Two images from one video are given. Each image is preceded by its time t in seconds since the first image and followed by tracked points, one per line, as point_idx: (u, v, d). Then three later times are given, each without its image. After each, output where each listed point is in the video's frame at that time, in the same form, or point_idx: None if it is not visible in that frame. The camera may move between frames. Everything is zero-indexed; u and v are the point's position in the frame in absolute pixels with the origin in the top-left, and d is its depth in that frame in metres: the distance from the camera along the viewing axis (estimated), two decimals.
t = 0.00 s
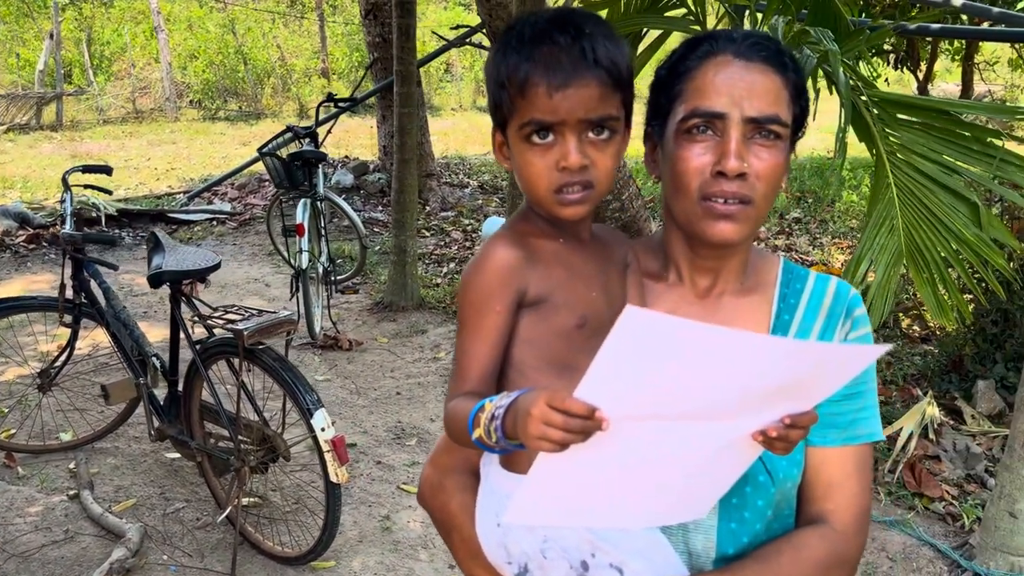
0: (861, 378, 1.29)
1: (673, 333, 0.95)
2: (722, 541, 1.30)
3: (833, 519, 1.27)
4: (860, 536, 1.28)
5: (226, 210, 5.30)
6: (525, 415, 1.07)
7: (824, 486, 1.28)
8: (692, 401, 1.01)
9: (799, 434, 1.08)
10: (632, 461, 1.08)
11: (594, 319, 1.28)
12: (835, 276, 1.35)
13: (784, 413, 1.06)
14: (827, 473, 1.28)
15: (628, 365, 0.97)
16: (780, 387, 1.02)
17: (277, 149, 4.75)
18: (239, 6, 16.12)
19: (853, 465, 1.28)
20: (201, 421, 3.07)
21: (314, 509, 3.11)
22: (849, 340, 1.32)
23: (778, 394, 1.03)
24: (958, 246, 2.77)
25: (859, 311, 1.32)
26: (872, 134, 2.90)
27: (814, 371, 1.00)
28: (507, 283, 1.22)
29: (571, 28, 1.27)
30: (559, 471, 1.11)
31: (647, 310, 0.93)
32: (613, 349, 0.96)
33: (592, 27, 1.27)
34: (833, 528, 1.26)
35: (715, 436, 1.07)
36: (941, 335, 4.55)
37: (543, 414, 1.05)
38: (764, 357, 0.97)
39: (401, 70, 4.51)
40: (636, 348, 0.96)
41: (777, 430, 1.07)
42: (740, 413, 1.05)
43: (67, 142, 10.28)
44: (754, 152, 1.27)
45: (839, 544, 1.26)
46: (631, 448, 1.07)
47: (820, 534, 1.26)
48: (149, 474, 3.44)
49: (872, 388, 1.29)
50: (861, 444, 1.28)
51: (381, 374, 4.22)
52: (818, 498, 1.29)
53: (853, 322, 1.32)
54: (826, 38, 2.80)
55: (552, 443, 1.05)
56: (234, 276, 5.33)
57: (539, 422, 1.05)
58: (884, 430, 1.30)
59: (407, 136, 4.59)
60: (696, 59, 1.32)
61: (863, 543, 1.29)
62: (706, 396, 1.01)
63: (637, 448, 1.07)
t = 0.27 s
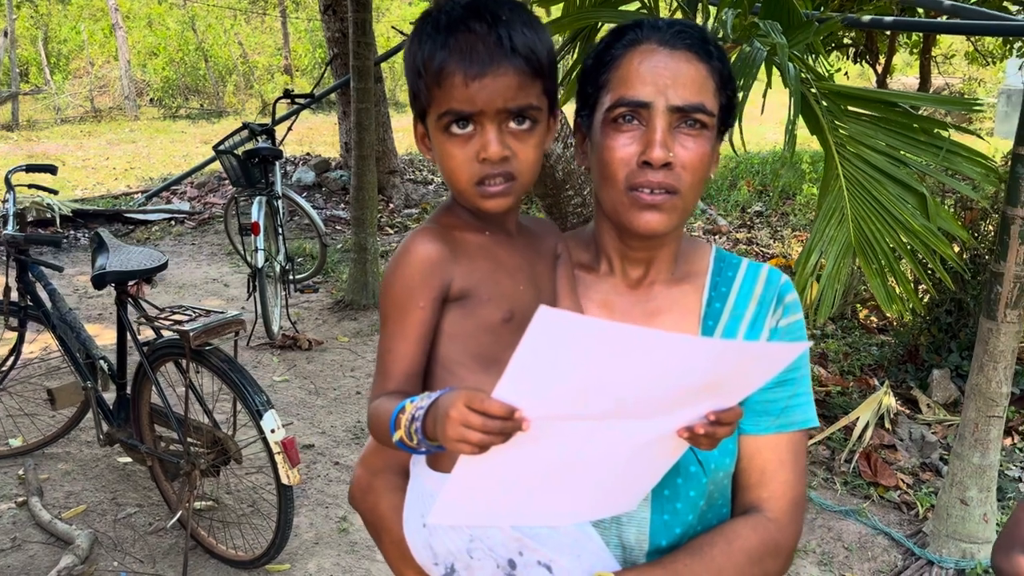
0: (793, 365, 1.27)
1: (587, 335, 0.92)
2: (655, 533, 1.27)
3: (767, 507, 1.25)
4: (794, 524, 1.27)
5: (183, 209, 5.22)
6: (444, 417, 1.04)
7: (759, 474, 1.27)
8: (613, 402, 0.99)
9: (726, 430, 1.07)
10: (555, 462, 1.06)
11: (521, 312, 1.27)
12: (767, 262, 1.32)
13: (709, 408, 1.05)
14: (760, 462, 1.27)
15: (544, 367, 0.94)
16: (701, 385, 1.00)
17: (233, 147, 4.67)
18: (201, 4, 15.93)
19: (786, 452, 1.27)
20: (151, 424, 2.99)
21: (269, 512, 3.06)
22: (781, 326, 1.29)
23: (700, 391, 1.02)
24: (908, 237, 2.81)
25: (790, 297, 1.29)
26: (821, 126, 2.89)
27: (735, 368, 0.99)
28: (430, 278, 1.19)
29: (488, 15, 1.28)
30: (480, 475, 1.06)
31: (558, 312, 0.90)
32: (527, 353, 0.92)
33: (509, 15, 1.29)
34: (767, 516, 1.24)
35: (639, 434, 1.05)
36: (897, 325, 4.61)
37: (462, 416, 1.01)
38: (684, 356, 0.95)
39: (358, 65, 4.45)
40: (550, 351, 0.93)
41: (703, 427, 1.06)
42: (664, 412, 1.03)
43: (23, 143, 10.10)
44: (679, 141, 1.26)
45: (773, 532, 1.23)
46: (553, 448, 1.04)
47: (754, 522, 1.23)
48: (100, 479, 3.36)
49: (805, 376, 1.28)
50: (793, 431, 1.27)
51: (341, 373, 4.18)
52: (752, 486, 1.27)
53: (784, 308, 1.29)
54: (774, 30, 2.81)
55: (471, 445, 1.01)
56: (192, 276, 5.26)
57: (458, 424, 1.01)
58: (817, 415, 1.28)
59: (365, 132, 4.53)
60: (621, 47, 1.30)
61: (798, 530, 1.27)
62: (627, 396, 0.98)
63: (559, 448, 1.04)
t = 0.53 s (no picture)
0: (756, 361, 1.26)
1: (541, 336, 0.89)
2: (619, 533, 1.26)
3: (732, 504, 1.23)
4: (761, 521, 1.24)
5: (161, 209, 5.19)
6: (397, 421, 1.02)
7: (723, 471, 1.25)
8: (569, 403, 0.97)
9: (684, 432, 1.06)
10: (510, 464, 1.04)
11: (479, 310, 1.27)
12: (729, 258, 1.31)
13: (667, 408, 1.04)
14: (723, 459, 1.25)
15: (497, 370, 0.91)
16: (658, 386, 0.99)
17: (210, 145, 4.62)
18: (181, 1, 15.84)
19: (750, 449, 1.25)
20: (125, 427, 2.96)
21: (245, 514, 3.04)
22: (743, 322, 1.27)
23: (658, 392, 1.01)
24: (884, 231, 2.81)
25: (752, 292, 1.28)
26: (795, 119, 2.89)
27: (691, 369, 0.98)
28: (385, 279, 1.18)
29: (442, 14, 1.27)
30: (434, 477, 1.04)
31: (511, 313, 0.87)
32: (478, 356, 0.90)
33: (464, 14, 1.28)
34: (733, 513, 1.21)
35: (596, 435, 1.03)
36: (876, 318, 4.64)
37: (415, 419, 0.99)
38: (640, 357, 0.94)
39: (335, 62, 4.40)
40: (503, 354, 0.90)
41: (661, 428, 1.04)
42: (621, 413, 1.02)
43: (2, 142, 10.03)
44: (637, 147, 1.24)
45: (739, 530, 1.20)
46: (509, 451, 1.02)
47: (720, 520, 1.21)
48: (77, 483, 3.33)
49: (769, 372, 1.26)
50: (757, 428, 1.25)
51: (320, 372, 4.16)
52: (717, 484, 1.25)
53: (746, 303, 1.27)
54: (749, 24, 2.78)
55: (426, 449, 0.99)
56: (170, 276, 5.23)
57: (412, 426, 0.99)
58: (782, 411, 1.27)
59: (342, 129, 4.49)
60: (577, 49, 1.29)
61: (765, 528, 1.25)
62: (582, 397, 0.97)
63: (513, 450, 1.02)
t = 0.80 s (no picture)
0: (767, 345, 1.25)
1: (549, 318, 0.88)
2: (630, 518, 1.26)
3: (743, 488, 1.22)
4: (772, 506, 1.23)
5: (162, 206, 5.18)
6: (404, 405, 1.01)
7: (735, 455, 1.24)
8: (577, 387, 0.96)
9: (695, 416, 1.05)
10: (519, 448, 1.03)
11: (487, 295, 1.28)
12: (739, 241, 1.30)
13: (677, 392, 1.03)
14: (734, 443, 1.24)
15: (505, 353, 0.90)
16: (667, 368, 0.98)
17: (210, 142, 4.61)
18: None
19: (762, 433, 1.24)
20: (129, 422, 2.95)
21: (249, 508, 3.04)
22: (754, 306, 1.26)
23: (667, 374, 1.00)
24: (888, 220, 2.79)
25: (762, 275, 1.27)
26: (799, 109, 2.89)
27: (700, 350, 0.97)
28: (392, 263, 1.17)
29: None
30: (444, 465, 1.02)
31: (519, 295, 0.86)
32: (486, 339, 0.89)
33: None
34: (744, 498, 1.21)
35: (604, 418, 1.03)
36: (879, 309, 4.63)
37: (422, 403, 0.98)
38: (649, 340, 0.93)
39: (335, 57, 4.38)
40: (511, 337, 0.89)
41: (671, 413, 1.04)
42: (630, 395, 1.01)
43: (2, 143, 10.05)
44: (643, 115, 1.24)
45: (750, 514, 1.20)
46: (518, 436, 1.01)
47: (731, 504, 1.20)
48: (81, 479, 3.33)
49: (780, 356, 1.26)
50: (768, 412, 1.24)
51: (323, 368, 4.15)
52: (729, 468, 1.24)
53: (756, 287, 1.26)
54: (750, 13, 2.77)
55: (432, 433, 0.98)
56: (172, 273, 5.23)
57: (419, 412, 0.98)
58: (793, 395, 1.26)
59: (343, 124, 4.48)
60: (582, 22, 1.28)
61: (776, 512, 1.24)
62: (591, 380, 0.96)
63: (521, 434, 1.01)
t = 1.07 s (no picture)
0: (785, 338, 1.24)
1: (572, 319, 0.88)
2: (649, 511, 1.26)
3: (762, 480, 1.22)
4: (792, 497, 1.23)
5: (174, 205, 5.22)
6: (428, 401, 1.00)
7: (754, 448, 1.24)
8: (600, 385, 0.96)
9: (715, 415, 1.05)
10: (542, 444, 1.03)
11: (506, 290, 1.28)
12: (756, 235, 1.30)
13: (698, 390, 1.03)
14: (753, 435, 1.24)
15: (528, 352, 0.90)
16: (690, 368, 0.98)
17: (221, 141, 4.62)
18: None
19: (780, 425, 1.24)
20: (144, 420, 2.96)
21: (265, 506, 3.04)
22: (771, 299, 1.25)
23: (689, 373, 0.99)
24: (902, 214, 2.78)
25: (781, 268, 1.26)
26: (812, 103, 2.86)
27: (723, 350, 0.96)
28: (413, 258, 1.17)
29: None
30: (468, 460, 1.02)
31: (543, 296, 0.86)
32: (510, 338, 0.89)
33: None
34: (763, 490, 1.20)
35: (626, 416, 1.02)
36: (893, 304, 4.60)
37: (446, 400, 0.97)
38: (672, 342, 0.92)
39: (345, 55, 4.38)
40: (534, 336, 0.89)
41: (692, 410, 1.03)
42: (652, 393, 1.00)
43: (14, 143, 10.13)
44: (658, 115, 1.23)
45: (770, 507, 1.19)
46: (540, 433, 1.01)
47: (750, 496, 1.20)
48: (97, 477, 3.35)
49: (798, 349, 1.25)
50: (788, 404, 1.24)
51: (335, 365, 4.16)
52: (749, 461, 1.24)
53: (774, 280, 1.25)
54: (763, 7, 2.75)
55: (456, 429, 0.97)
56: (185, 272, 5.25)
57: (443, 408, 0.97)
58: (813, 387, 1.25)
59: (353, 122, 4.48)
60: (596, 21, 1.27)
61: (795, 503, 1.23)
62: (614, 378, 0.96)
63: (544, 430, 1.01)
